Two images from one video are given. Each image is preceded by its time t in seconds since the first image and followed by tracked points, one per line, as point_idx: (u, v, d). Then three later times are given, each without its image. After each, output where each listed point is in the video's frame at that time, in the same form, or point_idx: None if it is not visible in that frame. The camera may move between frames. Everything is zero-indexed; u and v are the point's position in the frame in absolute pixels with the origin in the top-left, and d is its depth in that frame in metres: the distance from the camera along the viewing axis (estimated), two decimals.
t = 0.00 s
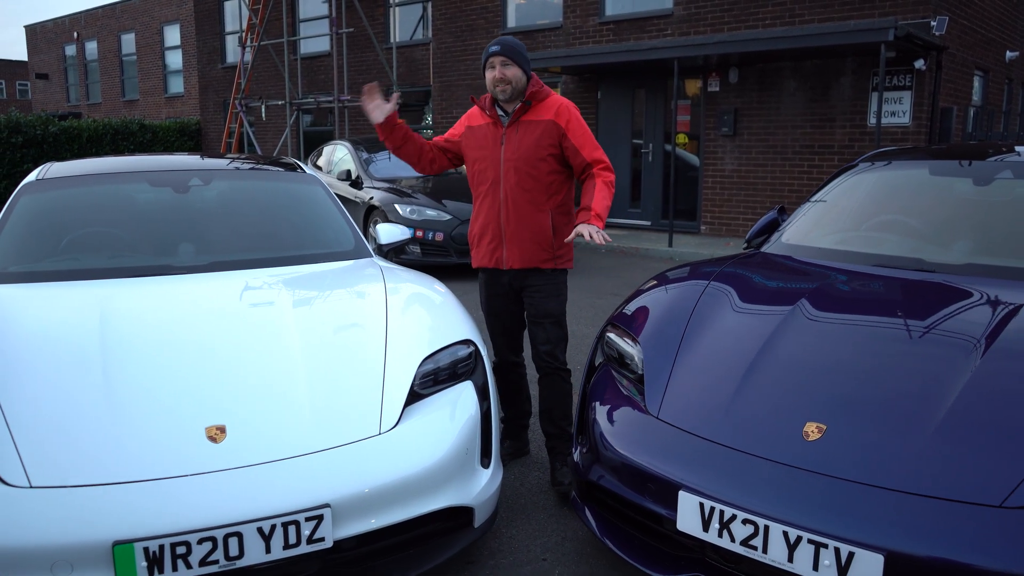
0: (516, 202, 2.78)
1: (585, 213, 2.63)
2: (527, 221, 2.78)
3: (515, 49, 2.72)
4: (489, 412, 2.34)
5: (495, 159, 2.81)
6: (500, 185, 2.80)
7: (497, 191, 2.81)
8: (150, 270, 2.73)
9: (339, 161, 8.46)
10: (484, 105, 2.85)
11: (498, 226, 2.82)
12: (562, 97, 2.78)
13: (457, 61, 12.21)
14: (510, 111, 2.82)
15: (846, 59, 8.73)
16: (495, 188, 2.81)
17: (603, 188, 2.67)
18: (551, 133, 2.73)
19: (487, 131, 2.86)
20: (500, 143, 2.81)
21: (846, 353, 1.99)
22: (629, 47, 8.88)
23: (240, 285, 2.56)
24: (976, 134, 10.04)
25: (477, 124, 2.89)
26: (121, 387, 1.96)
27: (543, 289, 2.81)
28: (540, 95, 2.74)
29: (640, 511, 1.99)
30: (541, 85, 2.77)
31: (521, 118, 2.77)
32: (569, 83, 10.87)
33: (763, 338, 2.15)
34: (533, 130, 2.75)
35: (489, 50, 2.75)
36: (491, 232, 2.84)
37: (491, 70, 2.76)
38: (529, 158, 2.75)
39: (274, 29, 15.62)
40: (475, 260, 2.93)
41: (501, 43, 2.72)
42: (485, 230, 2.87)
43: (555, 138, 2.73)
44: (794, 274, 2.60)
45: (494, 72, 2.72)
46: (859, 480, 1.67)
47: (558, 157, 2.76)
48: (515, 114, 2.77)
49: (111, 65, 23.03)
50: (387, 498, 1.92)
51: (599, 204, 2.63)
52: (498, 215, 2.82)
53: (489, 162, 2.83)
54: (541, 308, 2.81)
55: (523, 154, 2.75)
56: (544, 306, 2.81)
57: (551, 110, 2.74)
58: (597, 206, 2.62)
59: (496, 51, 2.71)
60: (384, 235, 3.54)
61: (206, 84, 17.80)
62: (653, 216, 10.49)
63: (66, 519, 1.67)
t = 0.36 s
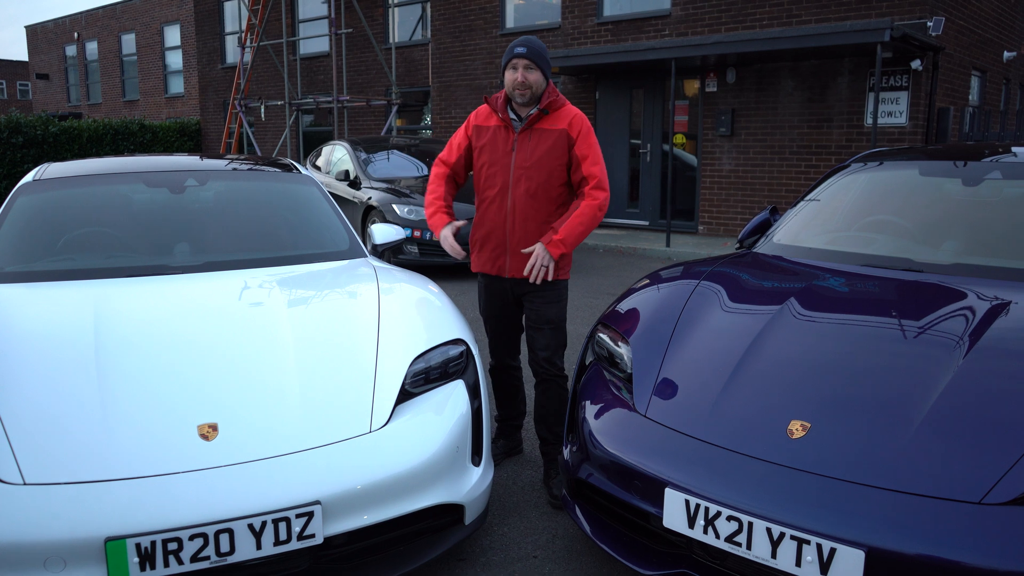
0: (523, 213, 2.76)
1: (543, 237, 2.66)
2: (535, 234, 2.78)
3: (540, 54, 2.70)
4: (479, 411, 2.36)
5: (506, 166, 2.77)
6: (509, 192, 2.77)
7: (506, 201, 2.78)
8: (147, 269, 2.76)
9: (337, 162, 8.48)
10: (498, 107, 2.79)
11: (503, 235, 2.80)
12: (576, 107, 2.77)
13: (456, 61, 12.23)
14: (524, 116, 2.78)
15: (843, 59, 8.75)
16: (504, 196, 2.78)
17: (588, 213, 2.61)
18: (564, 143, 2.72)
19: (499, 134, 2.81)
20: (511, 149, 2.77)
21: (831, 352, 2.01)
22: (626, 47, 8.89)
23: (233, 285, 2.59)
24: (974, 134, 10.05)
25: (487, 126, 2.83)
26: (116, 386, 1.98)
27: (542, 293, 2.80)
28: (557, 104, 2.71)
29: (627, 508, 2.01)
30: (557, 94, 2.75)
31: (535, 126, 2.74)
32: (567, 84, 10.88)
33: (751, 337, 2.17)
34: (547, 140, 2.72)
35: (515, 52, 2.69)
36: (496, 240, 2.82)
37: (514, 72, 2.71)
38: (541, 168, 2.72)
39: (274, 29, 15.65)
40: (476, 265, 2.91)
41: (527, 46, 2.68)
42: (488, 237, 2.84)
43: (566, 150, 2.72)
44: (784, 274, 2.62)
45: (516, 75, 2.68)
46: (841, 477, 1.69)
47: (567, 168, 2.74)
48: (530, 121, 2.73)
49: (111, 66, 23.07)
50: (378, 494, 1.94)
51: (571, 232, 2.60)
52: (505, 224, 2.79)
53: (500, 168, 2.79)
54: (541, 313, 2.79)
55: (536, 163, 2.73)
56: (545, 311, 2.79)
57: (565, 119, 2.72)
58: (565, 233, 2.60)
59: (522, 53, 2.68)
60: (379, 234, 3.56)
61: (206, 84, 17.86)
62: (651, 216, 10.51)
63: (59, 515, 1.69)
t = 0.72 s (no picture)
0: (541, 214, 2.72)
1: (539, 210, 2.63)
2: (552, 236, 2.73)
3: (564, 54, 2.64)
4: (472, 407, 2.39)
5: (523, 167, 2.72)
6: (527, 193, 2.74)
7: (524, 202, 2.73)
8: (144, 267, 2.79)
9: (337, 162, 8.51)
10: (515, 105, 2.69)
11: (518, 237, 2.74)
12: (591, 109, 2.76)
13: (456, 61, 12.26)
14: (541, 116, 2.71)
15: (841, 59, 8.77)
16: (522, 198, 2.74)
17: (591, 208, 2.66)
18: (583, 147, 2.71)
19: (515, 133, 2.72)
20: (529, 150, 2.71)
21: (818, 349, 2.04)
22: (625, 48, 8.91)
23: (230, 282, 2.62)
24: (972, 135, 10.08)
25: (501, 124, 2.73)
26: (112, 381, 2.01)
27: (540, 294, 2.79)
28: (577, 106, 2.68)
29: (616, 503, 2.04)
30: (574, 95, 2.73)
31: (554, 127, 2.69)
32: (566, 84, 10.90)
33: (739, 334, 2.20)
34: (566, 142, 2.69)
35: (539, 51, 2.62)
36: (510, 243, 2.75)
37: (538, 72, 2.63)
38: (560, 170, 2.70)
39: (274, 29, 15.68)
40: (485, 267, 2.82)
41: (551, 46, 2.62)
42: (501, 239, 2.76)
43: (585, 152, 2.71)
44: (775, 272, 2.64)
45: (539, 76, 2.61)
46: (824, 471, 1.71)
47: (582, 170, 2.74)
48: (550, 122, 2.67)
49: (112, 66, 23.12)
50: (370, 488, 1.97)
51: (570, 216, 2.62)
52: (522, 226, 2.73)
53: (516, 169, 2.73)
54: (542, 316, 2.78)
55: (555, 166, 2.70)
56: (547, 313, 2.78)
57: (583, 122, 2.71)
58: (563, 214, 2.61)
59: (547, 52, 2.61)
60: (374, 233, 3.59)
61: (206, 85, 17.91)
62: (650, 216, 10.53)
63: (55, 507, 1.72)
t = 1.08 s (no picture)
0: (533, 205, 2.73)
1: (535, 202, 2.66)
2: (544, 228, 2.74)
3: (554, 46, 2.68)
4: (466, 401, 2.42)
5: (516, 158, 2.73)
6: (519, 185, 2.73)
7: (516, 194, 2.73)
8: (143, 263, 2.82)
9: (336, 161, 8.54)
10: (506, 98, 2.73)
11: (511, 230, 2.76)
12: (586, 101, 2.77)
13: (455, 61, 12.29)
14: (533, 108, 2.74)
15: (838, 59, 8.80)
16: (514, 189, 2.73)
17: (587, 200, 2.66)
18: (576, 137, 2.72)
19: (507, 126, 2.75)
20: (521, 141, 2.73)
21: (806, 343, 2.07)
22: (623, 47, 8.94)
23: (227, 278, 2.65)
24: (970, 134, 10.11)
25: (493, 118, 2.78)
26: (111, 374, 2.04)
27: (534, 292, 2.81)
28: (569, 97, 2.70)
29: (607, 494, 2.07)
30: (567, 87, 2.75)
31: (546, 118, 2.71)
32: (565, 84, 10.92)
33: (729, 329, 2.22)
34: (559, 132, 2.71)
35: (531, 43, 2.65)
36: (503, 236, 2.77)
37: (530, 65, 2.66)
38: (553, 160, 2.71)
39: (274, 29, 15.71)
40: (480, 261, 2.84)
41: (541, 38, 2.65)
42: (495, 232, 2.79)
43: (579, 142, 2.72)
44: (767, 268, 2.67)
45: (538, 66, 2.64)
46: (809, 462, 1.74)
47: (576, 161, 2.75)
48: (542, 113, 2.70)
49: (112, 66, 23.15)
50: (364, 479, 1.99)
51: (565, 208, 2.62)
52: (513, 217, 2.75)
53: (508, 160, 2.74)
54: (539, 313, 2.81)
55: (547, 157, 2.71)
56: (544, 311, 2.80)
57: (576, 112, 2.72)
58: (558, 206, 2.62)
59: (543, 44, 2.65)
60: (372, 230, 3.61)
61: (207, 84, 17.96)
62: (648, 215, 10.56)
63: (54, 497, 1.75)
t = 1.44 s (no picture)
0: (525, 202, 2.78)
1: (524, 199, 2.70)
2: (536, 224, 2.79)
3: (535, 41, 2.73)
4: (463, 395, 2.46)
5: (505, 156, 2.79)
6: (511, 183, 2.80)
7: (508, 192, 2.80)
8: (146, 260, 2.86)
9: (337, 161, 8.58)
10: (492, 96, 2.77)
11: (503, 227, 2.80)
12: (570, 95, 2.82)
13: (455, 61, 12.33)
14: (519, 105, 2.79)
15: (836, 59, 8.85)
16: (506, 187, 2.80)
17: (574, 195, 2.71)
18: (562, 132, 2.77)
19: (495, 124, 2.79)
20: (509, 139, 2.78)
21: (795, 338, 2.11)
22: (623, 47, 8.97)
23: (229, 275, 2.70)
24: (968, 134, 10.16)
25: (481, 116, 2.81)
26: (116, 368, 2.09)
27: (531, 288, 2.86)
28: (553, 92, 2.75)
29: (600, 486, 2.12)
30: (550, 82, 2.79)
31: (533, 115, 2.76)
32: (564, 84, 10.96)
33: (721, 324, 2.27)
34: (545, 128, 2.76)
35: (511, 40, 2.69)
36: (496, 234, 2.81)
37: (513, 61, 2.70)
38: (541, 156, 2.77)
39: (275, 30, 15.77)
40: (474, 260, 2.88)
41: (522, 34, 2.69)
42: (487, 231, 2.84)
43: (565, 137, 2.78)
44: (760, 265, 2.71)
45: (516, 62, 2.68)
46: (796, 452, 1.79)
47: (563, 156, 2.80)
48: (529, 109, 2.74)
49: (114, 66, 23.21)
50: (362, 470, 2.04)
51: (554, 205, 2.68)
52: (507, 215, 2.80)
53: (498, 159, 2.80)
54: (536, 309, 2.85)
55: (535, 153, 2.77)
56: (541, 307, 2.85)
57: (561, 107, 2.77)
58: (545, 204, 2.67)
59: (521, 39, 2.69)
60: (371, 228, 3.66)
61: (208, 84, 18.04)
62: (647, 215, 10.60)
63: (60, 486, 1.79)
